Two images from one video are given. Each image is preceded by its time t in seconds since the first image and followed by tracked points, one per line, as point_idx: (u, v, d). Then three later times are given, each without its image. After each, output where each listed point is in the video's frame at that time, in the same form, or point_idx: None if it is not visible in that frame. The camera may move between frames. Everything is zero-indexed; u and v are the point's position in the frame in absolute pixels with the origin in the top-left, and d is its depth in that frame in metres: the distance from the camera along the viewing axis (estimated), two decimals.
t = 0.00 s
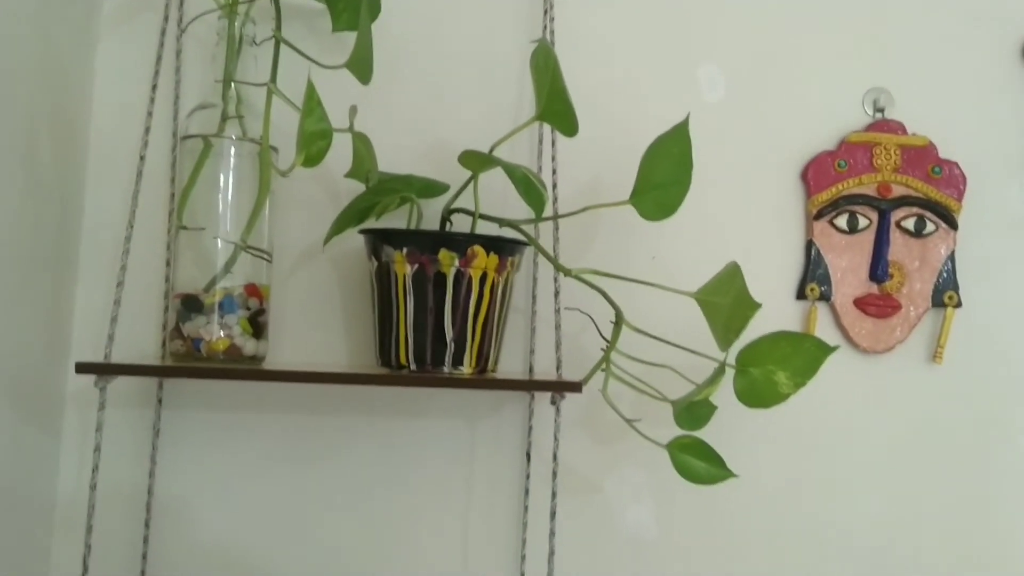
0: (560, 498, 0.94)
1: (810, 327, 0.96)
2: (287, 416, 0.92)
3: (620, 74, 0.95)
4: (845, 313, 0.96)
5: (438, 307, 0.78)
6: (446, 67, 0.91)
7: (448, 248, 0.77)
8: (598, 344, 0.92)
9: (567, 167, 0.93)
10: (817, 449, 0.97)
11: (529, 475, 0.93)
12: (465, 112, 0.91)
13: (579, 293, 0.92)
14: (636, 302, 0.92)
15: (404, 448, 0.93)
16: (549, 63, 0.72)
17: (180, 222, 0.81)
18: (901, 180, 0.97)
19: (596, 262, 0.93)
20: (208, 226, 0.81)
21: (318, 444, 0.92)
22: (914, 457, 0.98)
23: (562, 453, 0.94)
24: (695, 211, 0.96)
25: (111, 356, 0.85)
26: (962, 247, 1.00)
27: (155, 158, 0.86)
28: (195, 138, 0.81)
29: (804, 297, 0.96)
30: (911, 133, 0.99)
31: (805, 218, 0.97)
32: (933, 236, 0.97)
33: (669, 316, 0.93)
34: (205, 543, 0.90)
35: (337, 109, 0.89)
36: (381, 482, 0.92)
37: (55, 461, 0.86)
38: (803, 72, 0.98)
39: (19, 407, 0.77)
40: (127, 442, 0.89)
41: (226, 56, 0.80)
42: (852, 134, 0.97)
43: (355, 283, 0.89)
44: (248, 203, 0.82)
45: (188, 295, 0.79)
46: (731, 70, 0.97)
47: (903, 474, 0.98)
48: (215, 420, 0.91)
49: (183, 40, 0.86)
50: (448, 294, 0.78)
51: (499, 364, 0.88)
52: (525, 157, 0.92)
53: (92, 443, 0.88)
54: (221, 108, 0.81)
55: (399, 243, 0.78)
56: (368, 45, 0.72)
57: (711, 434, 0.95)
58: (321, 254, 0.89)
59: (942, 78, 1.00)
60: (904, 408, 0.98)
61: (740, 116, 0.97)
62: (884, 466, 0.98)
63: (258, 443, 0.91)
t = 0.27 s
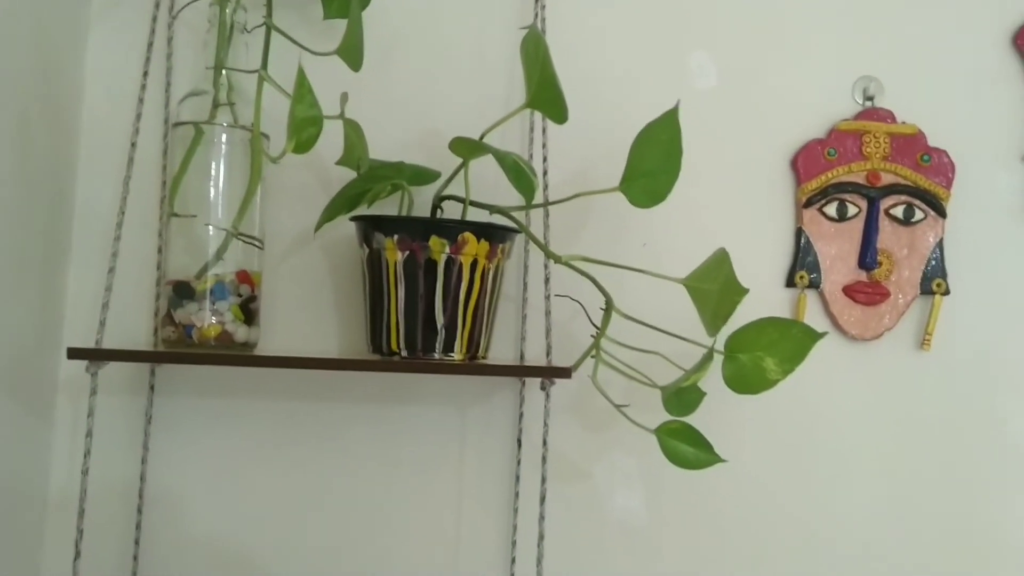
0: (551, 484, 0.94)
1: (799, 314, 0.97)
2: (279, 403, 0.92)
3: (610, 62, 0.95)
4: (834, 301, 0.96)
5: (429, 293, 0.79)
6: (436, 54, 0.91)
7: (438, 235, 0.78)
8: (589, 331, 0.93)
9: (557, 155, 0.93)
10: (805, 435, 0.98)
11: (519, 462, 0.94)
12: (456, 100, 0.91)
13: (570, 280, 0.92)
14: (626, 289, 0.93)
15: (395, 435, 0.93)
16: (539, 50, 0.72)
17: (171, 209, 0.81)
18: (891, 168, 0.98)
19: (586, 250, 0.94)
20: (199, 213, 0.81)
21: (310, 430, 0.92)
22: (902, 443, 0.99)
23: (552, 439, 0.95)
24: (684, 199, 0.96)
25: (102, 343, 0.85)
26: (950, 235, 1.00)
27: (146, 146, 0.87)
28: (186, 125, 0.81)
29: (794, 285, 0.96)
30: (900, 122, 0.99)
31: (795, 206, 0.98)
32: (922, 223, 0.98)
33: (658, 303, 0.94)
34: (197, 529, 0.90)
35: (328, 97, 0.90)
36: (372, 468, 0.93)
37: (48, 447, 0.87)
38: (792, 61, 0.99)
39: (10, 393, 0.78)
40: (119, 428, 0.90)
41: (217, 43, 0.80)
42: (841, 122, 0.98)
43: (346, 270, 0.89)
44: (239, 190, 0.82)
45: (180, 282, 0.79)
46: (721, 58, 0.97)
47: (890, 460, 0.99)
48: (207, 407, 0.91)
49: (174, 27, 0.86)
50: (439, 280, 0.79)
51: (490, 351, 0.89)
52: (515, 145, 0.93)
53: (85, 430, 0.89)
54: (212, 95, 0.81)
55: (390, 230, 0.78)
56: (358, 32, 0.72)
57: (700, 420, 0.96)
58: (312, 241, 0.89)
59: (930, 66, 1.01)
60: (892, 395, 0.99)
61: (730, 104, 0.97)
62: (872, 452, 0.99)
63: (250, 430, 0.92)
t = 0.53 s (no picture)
0: (545, 478, 0.95)
1: (792, 309, 0.97)
2: (275, 397, 0.93)
3: (604, 58, 0.95)
4: (827, 295, 0.97)
5: (423, 288, 0.79)
6: (431, 50, 0.92)
7: (432, 229, 0.78)
8: (583, 326, 0.93)
9: (551, 151, 0.94)
10: (798, 429, 0.98)
11: (514, 455, 0.94)
12: (451, 95, 0.92)
13: (564, 274, 0.93)
14: (620, 283, 0.94)
15: (390, 429, 0.94)
16: (531, 46, 0.73)
17: (166, 204, 0.82)
18: (883, 163, 0.98)
19: (580, 244, 0.94)
20: (194, 207, 0.82)
21: (306, 424, 0.93)
22: (894, 437, 1.00)
23: (546, 433, 0.95)
24: (677, 194, 0.97)
25: (98, 337, 0.86)
26: (942, 230, 1.01)
27: (141, 140, 0.87)
28: (180, 120, 0.81)
29: (787, 279, 0.97)
30: (893, 117, 1.00)
31: (788, 201, 0.98)
32: (914, 218, 0.99)
33: (652, 297, 0.94)
34: (193, 523, 0.91)
35: (323, 92, 0.90)
36: (367, 461, 0.93)
37: (44, 440, 0.87)
38: (786, 56, 0.99)
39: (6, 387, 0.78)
40: (115, 422, 0.90)
41: (211, 38, 0.81)
42: (834, 117, 0.98)
43: (341, 265, 0.89)
44: (234, 185, 0.83)
45: (175, 276, 0.79)
46: (714, 54, 0.98)
47: (882, 453, 0.99)
48: (203, 401, 0.91)
49: (168, 22, 0.87)
50: (433, 275, 0.79)
51: (485, 345, 0.89)
52: (510, 140, 0.93)
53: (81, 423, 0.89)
54: (207, 90, 0.82)
55: (384, 224, 0.79)
56: (352, 27, 0.73)
57: (693, 414, 0.97)
58: (307, 236, 0.89)
59: (923, 62, 1.01)
60: (885, 389, 1.00)
61: (723, 99, 0.98)
62: (864, 446, 0.99)
63: (245, 424, 0.92)
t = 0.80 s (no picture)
0: (541, 469, 0.96)
1: (786, 301, 0.98)
2: (273, 389, 0.93)
3: (600, 53, 0.96)
4: (820, 288, 0.98)
5: (421, 280, 0.80)
6: (428, 44, 0.92)
7: (430, 222, 0.79)
8: (579, 318, 0.94)
9: (547, 145, 0.95)
10: (791, 420, 0.99)
11: (510, 447, 0.95)
12: (448, 89, 0.92)
13: (560, 267, 0.94)
14: (616, 276, 0.95)
15: (387, 421, 0.95)
16: (528, 40, 0.73)
17: (166, 197, 0.82)
18: (876, 157, 0.99)
19: (576, 238, 0.95)
20: (193, 200, 0.82)
21: (304, 416, 0.94)
22: (886, 428, 1.01)
23: (542, 424, 0.96)
24: (672, 188, 0.98)
25: (98, 328, 0.86)
26: (934, 224, 1.02)
27: (140, 133, 0.87)
28: (179, 114, 0.82)
29: (780, 272, 0.98)
30: (885, 112, 1.01)
31: (782, 195, 0.99)
32: (907, 212, 1.00)
33: (647, 290, 0.95)
34: (193, 513, 0.92)
35: (320, 86, 0.91)
36: (365, 452, 0.94)
37: (44, 432, 0.88)
38: (780, 51, 1.00)
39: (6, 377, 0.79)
40: (114, 413, 0.91)
41: (210, 32, 0.81)
42: (828, 112, 0.99)
43: (339, 257, 0.90)
44: (232, 178, 0.83)
45: (174, 268, 0.80)
46: (709, 49, 0.98)
47: (875, 444, 1.01)
48: (202, 392, 0.92)
49: (167, 16, 0.87)
50: (431, 267, 0.80)
51: (481, 337, 0.90)
52: (506, 135, 0.94)
53: (81, 414, 0.90)
54: (205, 84, 0.82)
55: (382, 217, 0.79)
56: (349, 21, 0.73)
57: (688, 405, 0.98)
58: (305, 229, 0.90)
59: (916, 58, 1.02)
60: (877, 381, 1.01)
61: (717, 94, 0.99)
62: (857, 437, 1.00)
63: (244, 415, 0.93)
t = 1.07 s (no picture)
0: (542, 469, 0.97)
1: (784, 303, 0.99)
2: (276, 389, 0.94)
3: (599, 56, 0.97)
4: (817, 290, 0.99)
5: (424, 282, 0.81)
6: (430, 47, 0.93)
7: (433, 225, 0.80)
8: (580, 320, 0.95)
9: (547, 148, 0.96)
10: (789, 420, 1.01)
11: (511, 446, 0.96)
12: (450, 93, 0.93)
13: (560, 268, 0.95)
14: (615, 278, 0.96)
15: (389, 421, 0.95)
16: (531, 45, 0.74)
17: (170, 200, 0.83)
18: (872, 161, 1.00)
19: (576, 239, 0.96)
20: (197, 203, 0.83)
21: (306, 416, 0.94)
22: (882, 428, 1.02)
23: (543, 425, 0.97)
24: (671, 190, 0.99)
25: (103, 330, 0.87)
26: (930, 226, 1.03)
27: (145, 136, 0.88)
28: (183, 117, 0.82)
29: (778, 274, 0.99)
30: (881, 115, 1.02)
31: (779, 197, 1.00)
32: (902, 215, 1.01)
33: (646, 291, 0.96)
34: (196, 513, 0.92)
35: (323, 89, 0.91)
36: (368, 453, 0.95)
37: (48, 432, 0.89)
38: (777, 55, 1.01)
39: (12, 379, 0.79)
40: (119, 414, 0.91)
41: (214, 37, 0.82)
42: (825, 115, 1.01)
43: (342, 259, 0.91)
44: (236, 181, 0.84)
45: (179, 271, 0.80)
46: (707, 53, 0.99)
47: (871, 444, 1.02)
48: (205, 393, 0.93)
49: (171, 19, 0.88)
50: (433, 270, 0.81)
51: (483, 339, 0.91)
52: (507, 138, 0.95)
53: (86, 415, 0.90)
54: (209, 88, 0.83)
55: (385, 220, 0.80)
56: (354, 26, 0.74)
57: (687, 405, 0.99)
58: (308, 230, 0.91)
59: (911, 62, 1.03)
60: (874, 380, 1.02)
61: (716, 97, 1.00)
62: (854, 437, 1.01)
63: (246, 416, 0.93)
